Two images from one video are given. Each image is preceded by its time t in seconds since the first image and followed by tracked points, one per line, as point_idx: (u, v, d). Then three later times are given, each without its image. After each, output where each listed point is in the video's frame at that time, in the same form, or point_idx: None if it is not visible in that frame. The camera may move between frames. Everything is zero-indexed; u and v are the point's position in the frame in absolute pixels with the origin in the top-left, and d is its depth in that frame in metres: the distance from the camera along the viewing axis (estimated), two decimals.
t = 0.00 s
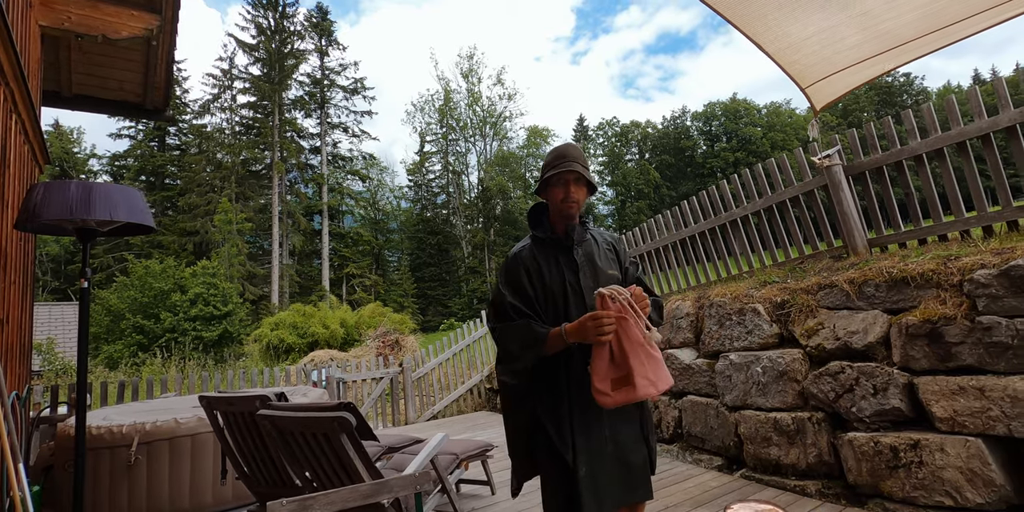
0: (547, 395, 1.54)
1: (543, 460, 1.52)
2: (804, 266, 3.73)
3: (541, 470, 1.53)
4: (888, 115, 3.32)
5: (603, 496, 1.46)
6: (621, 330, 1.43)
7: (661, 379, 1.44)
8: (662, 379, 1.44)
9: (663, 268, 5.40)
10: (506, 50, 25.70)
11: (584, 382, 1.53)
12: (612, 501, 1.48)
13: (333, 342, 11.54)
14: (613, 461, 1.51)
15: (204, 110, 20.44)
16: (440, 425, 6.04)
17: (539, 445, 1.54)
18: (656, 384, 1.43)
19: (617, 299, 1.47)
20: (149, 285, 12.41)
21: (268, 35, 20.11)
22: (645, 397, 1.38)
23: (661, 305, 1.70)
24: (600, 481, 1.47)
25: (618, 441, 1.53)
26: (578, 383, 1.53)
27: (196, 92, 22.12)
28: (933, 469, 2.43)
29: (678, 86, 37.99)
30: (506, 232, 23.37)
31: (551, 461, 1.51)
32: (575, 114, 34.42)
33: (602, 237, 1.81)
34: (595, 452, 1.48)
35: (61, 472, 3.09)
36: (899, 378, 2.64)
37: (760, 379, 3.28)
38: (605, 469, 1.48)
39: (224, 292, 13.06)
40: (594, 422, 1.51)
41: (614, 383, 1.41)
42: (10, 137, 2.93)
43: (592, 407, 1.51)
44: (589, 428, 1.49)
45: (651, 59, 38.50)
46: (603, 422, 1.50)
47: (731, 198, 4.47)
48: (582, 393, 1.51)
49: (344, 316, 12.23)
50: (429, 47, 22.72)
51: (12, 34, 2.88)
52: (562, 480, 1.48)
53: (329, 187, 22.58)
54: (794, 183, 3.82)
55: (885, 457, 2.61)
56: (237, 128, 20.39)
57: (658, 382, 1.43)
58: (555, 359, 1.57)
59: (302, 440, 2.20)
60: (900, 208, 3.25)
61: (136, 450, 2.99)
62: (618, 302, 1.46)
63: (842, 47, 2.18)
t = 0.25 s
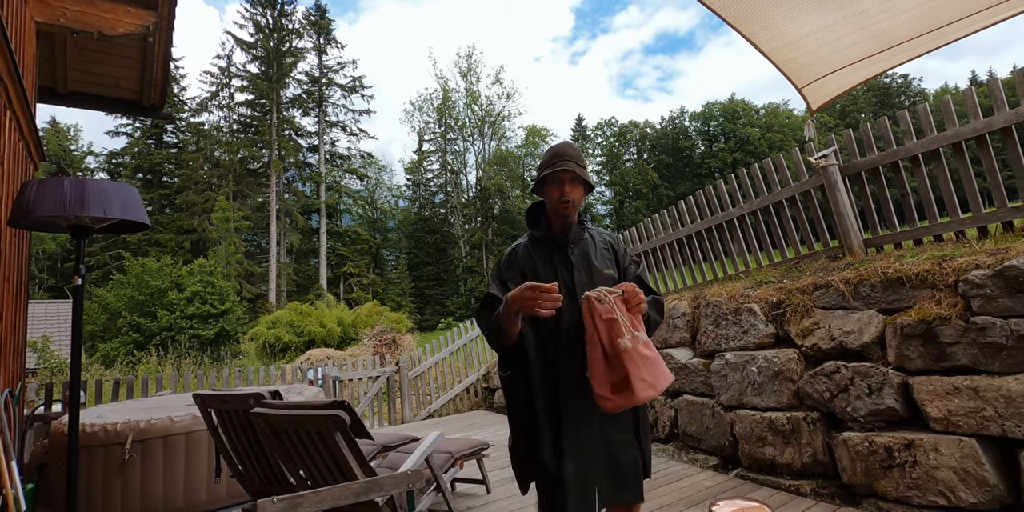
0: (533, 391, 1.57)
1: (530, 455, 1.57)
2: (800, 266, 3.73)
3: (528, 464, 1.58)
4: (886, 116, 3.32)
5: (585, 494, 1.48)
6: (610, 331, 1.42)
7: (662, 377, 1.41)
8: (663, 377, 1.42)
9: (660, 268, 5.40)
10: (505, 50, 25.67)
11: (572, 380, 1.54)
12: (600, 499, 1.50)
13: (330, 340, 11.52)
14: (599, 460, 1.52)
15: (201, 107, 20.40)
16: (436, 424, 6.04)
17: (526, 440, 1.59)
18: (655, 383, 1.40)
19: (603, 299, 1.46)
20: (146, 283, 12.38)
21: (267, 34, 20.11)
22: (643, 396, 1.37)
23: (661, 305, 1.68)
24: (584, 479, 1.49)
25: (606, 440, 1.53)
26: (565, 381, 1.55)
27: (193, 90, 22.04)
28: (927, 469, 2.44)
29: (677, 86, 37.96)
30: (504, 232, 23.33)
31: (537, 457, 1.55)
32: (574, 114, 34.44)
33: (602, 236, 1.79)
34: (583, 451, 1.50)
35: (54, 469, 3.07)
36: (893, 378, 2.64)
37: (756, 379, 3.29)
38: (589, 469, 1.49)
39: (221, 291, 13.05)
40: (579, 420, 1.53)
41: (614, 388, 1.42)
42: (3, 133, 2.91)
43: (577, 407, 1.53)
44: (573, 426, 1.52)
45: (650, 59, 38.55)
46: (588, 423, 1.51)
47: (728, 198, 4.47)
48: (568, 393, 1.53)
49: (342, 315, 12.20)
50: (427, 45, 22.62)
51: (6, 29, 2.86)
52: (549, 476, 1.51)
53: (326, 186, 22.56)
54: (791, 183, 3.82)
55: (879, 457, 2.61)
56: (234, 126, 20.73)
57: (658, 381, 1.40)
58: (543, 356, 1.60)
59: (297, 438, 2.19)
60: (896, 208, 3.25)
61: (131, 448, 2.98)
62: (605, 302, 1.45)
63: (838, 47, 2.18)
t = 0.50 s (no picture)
0: (524, 393, 1.59)
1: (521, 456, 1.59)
2: (794, 267, 3.75)
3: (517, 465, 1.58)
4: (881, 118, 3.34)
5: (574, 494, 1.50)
6: (600, 334, 1.44)
7: (653, 376, 1.42)
8: (655, 378, 1.43)
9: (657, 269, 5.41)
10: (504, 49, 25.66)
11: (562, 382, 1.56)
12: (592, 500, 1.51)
13: (327, 339, 11.52)
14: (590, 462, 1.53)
15: (200, 105, 20.59)
16: (432, 423, 6.05)
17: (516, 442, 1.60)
18: (647, 383, 1.41)
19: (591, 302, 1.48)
20: (144, 281, 12.37)
21: (265, 31, 20.07)
22: (635, 397, 1.38)
23: (654, 305, 1.70)
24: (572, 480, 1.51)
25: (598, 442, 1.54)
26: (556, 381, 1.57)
27: (192, 87, 21.99)
28: (918, 470, 2.46)
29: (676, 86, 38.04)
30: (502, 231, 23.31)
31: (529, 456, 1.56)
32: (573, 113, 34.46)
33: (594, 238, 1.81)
34: (574, 452, 1.52)
35: (50, 468, 3.07)
36: (885, 379, 2.66)
37: (750, 380, 3.30)
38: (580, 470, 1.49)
39: (219, 289, 13.05)
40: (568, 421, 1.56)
41: (607, 391, 1.43)
42: None
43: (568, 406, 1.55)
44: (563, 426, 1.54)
45: (649, 59, 38.61)
46: (578, 423, 1.53)
47: (723, 199, 4.49)
48: (557, 395, 1.55)
49: (339, 314, 12.22)
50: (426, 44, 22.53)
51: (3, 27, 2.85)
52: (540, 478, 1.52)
53: (325, 184, 22.55)
54: (786, 185, 3.83)
55: (871, 458, 2.63)
56: (233, 124, 20.38)
57: (650, 380, 1.41)
58: (533, 358, 1.62)
59: (291, 438, 2.21)
60: (889, 211, 3.28)
61: (126, 446, 2.98)
62: (592, 305, 1.47)
63: (831, 50, 2.19)
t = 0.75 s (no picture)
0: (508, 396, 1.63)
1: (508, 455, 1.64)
2: (786, 269, 3.76)
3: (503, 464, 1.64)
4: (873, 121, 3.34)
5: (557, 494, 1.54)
6: (576, 339, 1.47)
7: (628, 382, 1.44)
8: (629, 383, 1.44)
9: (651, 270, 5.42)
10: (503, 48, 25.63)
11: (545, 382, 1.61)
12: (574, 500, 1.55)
13: (324, 338, 11.51)
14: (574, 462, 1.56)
15: (198, 104, 20.69)
16: (427, 424, 6.07)
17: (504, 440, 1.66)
18: (621, 388, 1.42)
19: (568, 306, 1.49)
20: (141, 280, 12.34)
21: (264, 30, 19.97)
22: (607, 401, 1.40)
23: (640, 307, 1.72)
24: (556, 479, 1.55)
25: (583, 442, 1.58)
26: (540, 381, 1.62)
27: (189, 86, 21.94)
28: (906, 471, 2.47)
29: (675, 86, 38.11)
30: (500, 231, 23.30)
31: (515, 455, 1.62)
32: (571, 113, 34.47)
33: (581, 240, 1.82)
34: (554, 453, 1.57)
35: (42, 467, 3.08)
36: (874, 381, 2.68)
37: (741, 381, 3.32)
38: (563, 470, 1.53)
39: (215, 288, 13.05)
40: (553, 420, 1.61)
41: (583, 393, 1.46)
42: None
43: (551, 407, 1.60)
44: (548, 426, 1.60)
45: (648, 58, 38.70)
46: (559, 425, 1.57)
47: (717, 200, 4.50)
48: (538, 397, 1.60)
49: (335, 313, 12.22)
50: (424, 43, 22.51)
51: None
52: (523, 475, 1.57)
53: (323, 184, 22.52)
54: (778, 187, 3.85)
55: (859, 459, 2.65)
56: (231, 122, 20.49)
57: (624, 386, 1.43)
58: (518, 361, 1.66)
59: (281, 439, 2.21)
60: (879, 213, 3.29)
61: (118, 446, 2.99)
62: (569, 309, 1.49)
63: (819, 55, 2.21)
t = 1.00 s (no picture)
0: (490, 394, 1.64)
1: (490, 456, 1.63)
2: (776, 271, 3.79)
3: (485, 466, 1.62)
4: (862, 123, 3.36)
5: (539, 495, 1.53)
6: (559, 342, 1.47)
7: (608, 386, 1.45)
8: (610, 386, 1.45)
9: (643, 271, 5.45)
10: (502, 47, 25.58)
11: (529, 382, 1.62)
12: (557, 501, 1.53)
13: (320, 338, 11.53)
14: (557, 462, 1.56)
15: (196, 102, 20.15)
16: (421, 423, 6.10)
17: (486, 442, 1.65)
18: (601, 392, 1.43)
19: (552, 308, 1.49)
20: (138, 278, 12.35)
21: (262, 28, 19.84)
22: (587, 404, 1.41)
23: (623, 308, 1.73)
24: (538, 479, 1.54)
25: (565, 442, 1.58)
26: (523, 382, 1.62)
27: (187, 84, 21.93)
28: (888, 471, 2.50)
29: (675, 86, 38.13)
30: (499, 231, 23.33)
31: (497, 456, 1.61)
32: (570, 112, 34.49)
33: (564, 243, 1.84)
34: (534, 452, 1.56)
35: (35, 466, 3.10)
36: (859, 382, 2.70)
37: (730, 382, 3.35)
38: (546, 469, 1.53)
39: (213, 287, 13.06)
40: (533, 424, 1.59)
41: (564, 395, 1.47)
42: None
43: (534, 406, 1.61)
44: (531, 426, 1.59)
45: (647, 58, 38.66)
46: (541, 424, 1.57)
47: (709, 202, 4.52)
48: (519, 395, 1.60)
49: (332, 312, 12.24)
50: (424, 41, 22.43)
51: None
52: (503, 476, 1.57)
53: (322, 182, 22.53)
54: (768, 189, 3.88)
55: (844, 459, 2.68)
56: (229, 121, 20.47)
57: (604, 389, 1.44)
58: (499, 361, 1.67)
59: (269, 438, 2.24)
60: (869, 216, 3.31)
61: (110, 445, 3.01)
62: (552, 312, 1.50)
63: (802, 59, 2.24)
